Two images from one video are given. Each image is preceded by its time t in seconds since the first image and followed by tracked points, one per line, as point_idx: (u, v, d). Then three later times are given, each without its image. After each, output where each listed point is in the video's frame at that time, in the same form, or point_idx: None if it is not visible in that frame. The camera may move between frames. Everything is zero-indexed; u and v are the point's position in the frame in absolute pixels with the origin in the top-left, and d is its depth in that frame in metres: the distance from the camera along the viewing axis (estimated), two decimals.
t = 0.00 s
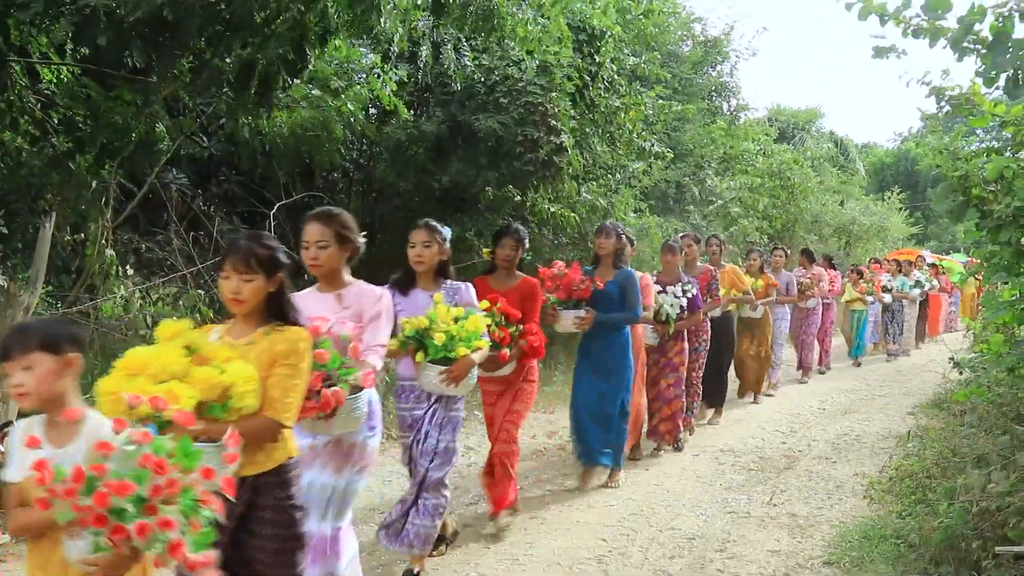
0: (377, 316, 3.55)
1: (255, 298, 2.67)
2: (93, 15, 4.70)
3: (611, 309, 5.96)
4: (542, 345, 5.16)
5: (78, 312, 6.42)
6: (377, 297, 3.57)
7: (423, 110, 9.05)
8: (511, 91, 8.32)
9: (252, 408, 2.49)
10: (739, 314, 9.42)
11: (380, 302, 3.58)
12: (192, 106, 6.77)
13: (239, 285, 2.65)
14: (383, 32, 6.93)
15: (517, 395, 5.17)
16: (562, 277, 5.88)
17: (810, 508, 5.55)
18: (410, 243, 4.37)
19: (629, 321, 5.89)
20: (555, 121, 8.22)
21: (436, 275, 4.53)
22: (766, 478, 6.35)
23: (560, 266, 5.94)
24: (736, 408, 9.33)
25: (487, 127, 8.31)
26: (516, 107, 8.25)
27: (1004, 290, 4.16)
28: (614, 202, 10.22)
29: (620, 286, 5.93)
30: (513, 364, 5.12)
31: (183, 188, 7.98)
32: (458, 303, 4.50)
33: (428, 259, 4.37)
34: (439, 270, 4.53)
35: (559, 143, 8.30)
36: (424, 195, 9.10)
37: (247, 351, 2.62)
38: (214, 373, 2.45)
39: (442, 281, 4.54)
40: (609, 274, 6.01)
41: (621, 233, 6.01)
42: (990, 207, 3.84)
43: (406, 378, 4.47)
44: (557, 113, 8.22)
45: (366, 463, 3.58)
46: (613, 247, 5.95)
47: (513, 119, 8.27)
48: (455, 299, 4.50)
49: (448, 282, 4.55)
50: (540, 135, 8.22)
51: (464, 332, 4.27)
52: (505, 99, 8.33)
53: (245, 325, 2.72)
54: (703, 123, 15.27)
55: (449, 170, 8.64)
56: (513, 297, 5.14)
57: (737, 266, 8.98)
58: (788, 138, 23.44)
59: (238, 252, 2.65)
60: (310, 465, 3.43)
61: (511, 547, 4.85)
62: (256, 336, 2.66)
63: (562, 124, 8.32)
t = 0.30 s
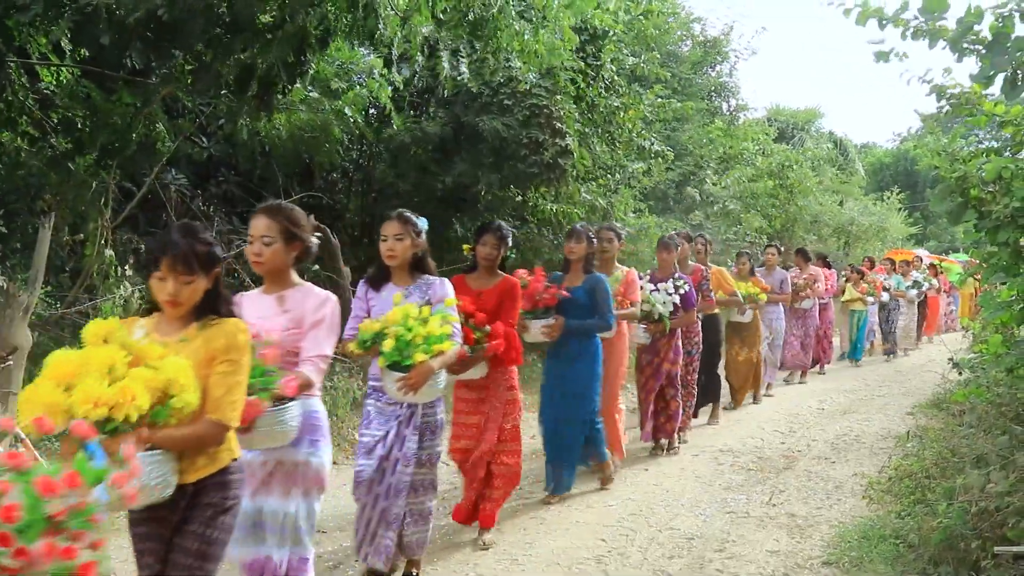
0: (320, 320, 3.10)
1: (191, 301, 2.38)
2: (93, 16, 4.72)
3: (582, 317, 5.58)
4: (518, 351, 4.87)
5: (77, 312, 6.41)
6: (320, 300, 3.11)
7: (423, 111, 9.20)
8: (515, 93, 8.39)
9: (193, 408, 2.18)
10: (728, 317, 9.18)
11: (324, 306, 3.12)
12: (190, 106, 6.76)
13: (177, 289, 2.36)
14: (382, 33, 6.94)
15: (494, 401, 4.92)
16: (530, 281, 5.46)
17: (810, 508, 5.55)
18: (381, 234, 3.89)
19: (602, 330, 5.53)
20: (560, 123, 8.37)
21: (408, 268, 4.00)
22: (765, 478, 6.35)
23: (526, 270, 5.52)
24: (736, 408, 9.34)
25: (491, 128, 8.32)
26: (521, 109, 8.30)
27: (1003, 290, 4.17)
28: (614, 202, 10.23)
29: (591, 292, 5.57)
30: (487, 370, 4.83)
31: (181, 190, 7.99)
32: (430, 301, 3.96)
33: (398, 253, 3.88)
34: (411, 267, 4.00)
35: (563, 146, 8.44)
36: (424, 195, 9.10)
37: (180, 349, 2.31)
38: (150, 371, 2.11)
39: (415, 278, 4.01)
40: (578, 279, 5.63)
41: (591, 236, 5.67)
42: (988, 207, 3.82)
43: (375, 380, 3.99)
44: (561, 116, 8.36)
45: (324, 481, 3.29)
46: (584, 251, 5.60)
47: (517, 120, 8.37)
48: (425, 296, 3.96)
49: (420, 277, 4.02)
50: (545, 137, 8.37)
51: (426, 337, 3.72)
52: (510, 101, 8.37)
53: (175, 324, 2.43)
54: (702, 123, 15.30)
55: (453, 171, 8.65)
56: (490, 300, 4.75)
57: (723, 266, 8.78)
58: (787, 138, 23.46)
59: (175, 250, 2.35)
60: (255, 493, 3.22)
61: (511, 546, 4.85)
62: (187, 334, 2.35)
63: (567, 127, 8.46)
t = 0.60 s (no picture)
0: (260, 329, 2.95)
1: (122, 313, 2.20)
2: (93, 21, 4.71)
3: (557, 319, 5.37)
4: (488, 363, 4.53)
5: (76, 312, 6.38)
6: (261, 307, 2.96)
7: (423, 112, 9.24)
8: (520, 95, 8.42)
9: (111, 437, 1.99)
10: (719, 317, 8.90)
11: (266, 313, 2.97)
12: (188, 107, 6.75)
13: (102, 304, 2.17)
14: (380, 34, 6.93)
15: (459, 418, 4.55)
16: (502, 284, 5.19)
17: (809, 508, 5.54)
18: (334, 238, 3.64)
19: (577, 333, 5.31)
20: (566, 126, 8.36)
21: (366, 275, 3.74)
22: (765, 478, 6.35)
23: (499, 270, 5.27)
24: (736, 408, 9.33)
25: (496, 131, 8.34)
26: (525, 111, 8.36)
27: (1002, 291, 4.17)
28: (613, 202, 10.24)
29: (566, 293, 5.35)
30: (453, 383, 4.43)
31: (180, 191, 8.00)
32: (389, 310, 3.71)
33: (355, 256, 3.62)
34: (370, 271, 3.75)
35: (569, 148, 8.41)
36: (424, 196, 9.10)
37: (106, 370, 2.13)
38: (61, 395, 1.89)
39: (372, 283, 3.75)
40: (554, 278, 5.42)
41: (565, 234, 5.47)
42: (988, 207, 3.82)
43: (331, 396, 3.66)
44: (566, 119, 8.37)
45: (272, 498, 3.14)
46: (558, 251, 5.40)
47: (523, 123, 8.37)
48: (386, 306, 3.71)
49: (378, 283, 3.76)
50: (551, 140, 8.33)
51: (388, 347, 3.42)
52: (513, 103, 8.42)
53: (105, 339, 2.26)
54: (701, 123, 15.30)
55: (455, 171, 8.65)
56: (460, 308, 4.40)
57: (712, 265, 8.39)
58: (786, 138, 23.45)
59: (97, 260, 2.16)
60: (193, 513, 3.02)
61: (510, 547, 4.85)
62: (116, 352, 2.19)
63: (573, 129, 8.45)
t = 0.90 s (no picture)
0: (186, 325, 2.68)
1: None
2: (95, 37, 5.11)
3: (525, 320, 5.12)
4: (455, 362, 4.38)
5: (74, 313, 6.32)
6: (184, 301, 2.69)
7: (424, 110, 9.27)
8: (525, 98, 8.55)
9: None
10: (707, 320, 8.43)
11: (190, 307, 2.70)
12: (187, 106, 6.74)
13: None
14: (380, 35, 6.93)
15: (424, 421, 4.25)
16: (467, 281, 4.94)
17: (808, 508, 5.54)
18: (288, 231, 3.51)
19: (548, 334, 5.09)
20: (570, 127, 8.44)
21: (323, 272, 3.60)
22: (764, 478, 6.36)
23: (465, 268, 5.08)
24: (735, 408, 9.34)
25: (502, 133, 8.41)
26: (531, 113, 8.51)
27: (1003, 291, 4.17)
28: (612, 203, 10.24)
29: (536, 293, 5.11)
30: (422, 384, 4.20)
31: (180, 191, 7.95)
32: (348, 306, 3.56)
33: (310, 253, 3.49)
34: (326, 267, 3.60)
35: (574, 149, 8.49)
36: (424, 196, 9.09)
37: None
38: None
39: (329, 279, 3.61)
40: (527, 276, 5.17)
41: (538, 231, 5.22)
42: (988, 207, 3.82)
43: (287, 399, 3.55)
44: (571, 119, 8.45)
45: (177, 521, 2.65)
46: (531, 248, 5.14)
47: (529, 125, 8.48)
48: (344, 304, 3.56)
49: (335, 278, 3.62)
50: (556, 141, 8.42)
51: (350, 343, 3.29)
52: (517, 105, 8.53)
53: None
54: (701, 123, 15.29)
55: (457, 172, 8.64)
56: (426, 302, 4.23)
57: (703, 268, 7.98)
58: (785, 138, 23.42)
59: None
60: (97, 529, 2.54)
61: (509, 547, 4.85)
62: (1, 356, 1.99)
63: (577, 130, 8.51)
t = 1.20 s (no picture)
0: (107, 344, 2.42)
1: None
2: (100, 39, 5.03)
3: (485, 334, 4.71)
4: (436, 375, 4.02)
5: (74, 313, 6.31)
6: (103, 317, 2.44)
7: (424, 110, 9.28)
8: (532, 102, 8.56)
9: None
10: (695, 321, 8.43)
11: (109, 325, 2.45)
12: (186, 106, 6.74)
13: None
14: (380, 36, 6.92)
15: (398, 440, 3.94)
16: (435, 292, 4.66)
17: (808, 508, 5.54)
18: (237, 230, 3.08)
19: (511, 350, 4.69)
20: (574, 127, 8.48)
21: (275, 275, 3.17)
22: (763, 478, 6.35)
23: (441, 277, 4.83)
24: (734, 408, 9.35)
25: (506, 133, 8.44)
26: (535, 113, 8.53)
27: (1002, 291, 4.17)
28: (611, 203, 10.25)
29: (499, 306, 4.70)
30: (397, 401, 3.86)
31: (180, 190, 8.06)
32: (299, 313, 3.12)
33: (261, 253, 3.07)
34: (279, 268, 3.18)
35: (578, 149, 8.50)
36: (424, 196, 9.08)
37: None
38: None
39: (281, 283, 3.18)
40: (489, 287, 4.76)
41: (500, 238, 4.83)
42: (988, 206, 3.83)
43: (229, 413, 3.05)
44: (575, 119, 8.49)
45: (92, 562, 2.43)
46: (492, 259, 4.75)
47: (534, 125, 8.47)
48: (294, 308, 3.13)
49: (288, 282, 3.19)
50: (560, 141, 8.45)
51: (292, 349, 2.86)
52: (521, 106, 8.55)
53: None
54: (700, 123, 15.30)
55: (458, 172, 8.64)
56: (399, 313, 3.88)
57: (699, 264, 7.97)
58: (785, 138, 23.43)
59: None
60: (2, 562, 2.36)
61: (508, 547, 4.84)
62: None
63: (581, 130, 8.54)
